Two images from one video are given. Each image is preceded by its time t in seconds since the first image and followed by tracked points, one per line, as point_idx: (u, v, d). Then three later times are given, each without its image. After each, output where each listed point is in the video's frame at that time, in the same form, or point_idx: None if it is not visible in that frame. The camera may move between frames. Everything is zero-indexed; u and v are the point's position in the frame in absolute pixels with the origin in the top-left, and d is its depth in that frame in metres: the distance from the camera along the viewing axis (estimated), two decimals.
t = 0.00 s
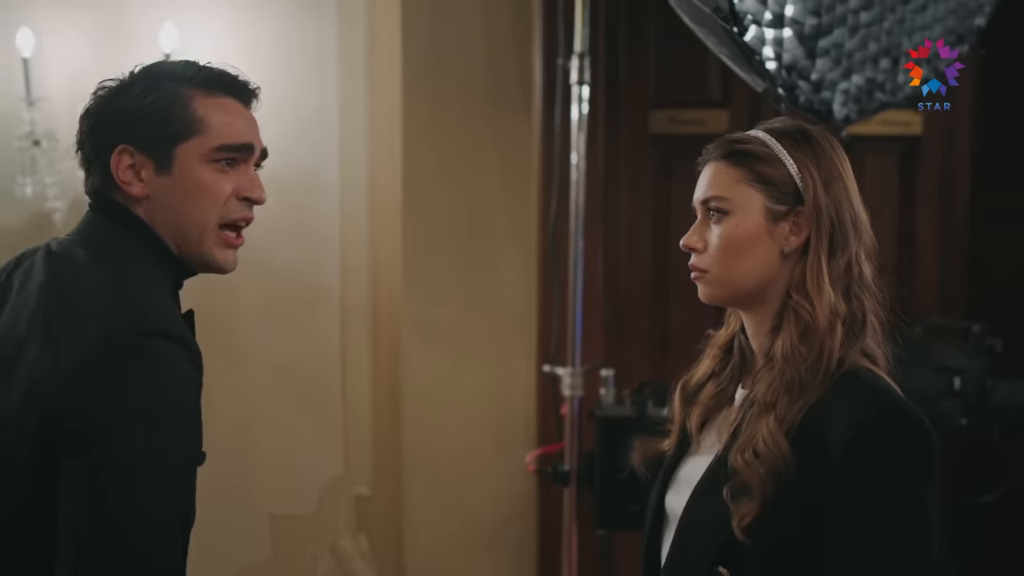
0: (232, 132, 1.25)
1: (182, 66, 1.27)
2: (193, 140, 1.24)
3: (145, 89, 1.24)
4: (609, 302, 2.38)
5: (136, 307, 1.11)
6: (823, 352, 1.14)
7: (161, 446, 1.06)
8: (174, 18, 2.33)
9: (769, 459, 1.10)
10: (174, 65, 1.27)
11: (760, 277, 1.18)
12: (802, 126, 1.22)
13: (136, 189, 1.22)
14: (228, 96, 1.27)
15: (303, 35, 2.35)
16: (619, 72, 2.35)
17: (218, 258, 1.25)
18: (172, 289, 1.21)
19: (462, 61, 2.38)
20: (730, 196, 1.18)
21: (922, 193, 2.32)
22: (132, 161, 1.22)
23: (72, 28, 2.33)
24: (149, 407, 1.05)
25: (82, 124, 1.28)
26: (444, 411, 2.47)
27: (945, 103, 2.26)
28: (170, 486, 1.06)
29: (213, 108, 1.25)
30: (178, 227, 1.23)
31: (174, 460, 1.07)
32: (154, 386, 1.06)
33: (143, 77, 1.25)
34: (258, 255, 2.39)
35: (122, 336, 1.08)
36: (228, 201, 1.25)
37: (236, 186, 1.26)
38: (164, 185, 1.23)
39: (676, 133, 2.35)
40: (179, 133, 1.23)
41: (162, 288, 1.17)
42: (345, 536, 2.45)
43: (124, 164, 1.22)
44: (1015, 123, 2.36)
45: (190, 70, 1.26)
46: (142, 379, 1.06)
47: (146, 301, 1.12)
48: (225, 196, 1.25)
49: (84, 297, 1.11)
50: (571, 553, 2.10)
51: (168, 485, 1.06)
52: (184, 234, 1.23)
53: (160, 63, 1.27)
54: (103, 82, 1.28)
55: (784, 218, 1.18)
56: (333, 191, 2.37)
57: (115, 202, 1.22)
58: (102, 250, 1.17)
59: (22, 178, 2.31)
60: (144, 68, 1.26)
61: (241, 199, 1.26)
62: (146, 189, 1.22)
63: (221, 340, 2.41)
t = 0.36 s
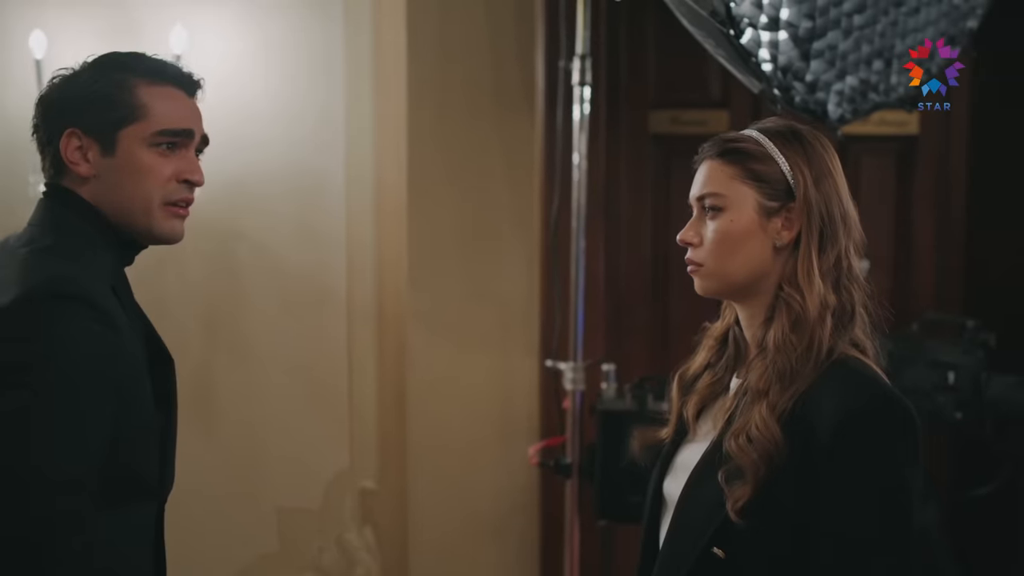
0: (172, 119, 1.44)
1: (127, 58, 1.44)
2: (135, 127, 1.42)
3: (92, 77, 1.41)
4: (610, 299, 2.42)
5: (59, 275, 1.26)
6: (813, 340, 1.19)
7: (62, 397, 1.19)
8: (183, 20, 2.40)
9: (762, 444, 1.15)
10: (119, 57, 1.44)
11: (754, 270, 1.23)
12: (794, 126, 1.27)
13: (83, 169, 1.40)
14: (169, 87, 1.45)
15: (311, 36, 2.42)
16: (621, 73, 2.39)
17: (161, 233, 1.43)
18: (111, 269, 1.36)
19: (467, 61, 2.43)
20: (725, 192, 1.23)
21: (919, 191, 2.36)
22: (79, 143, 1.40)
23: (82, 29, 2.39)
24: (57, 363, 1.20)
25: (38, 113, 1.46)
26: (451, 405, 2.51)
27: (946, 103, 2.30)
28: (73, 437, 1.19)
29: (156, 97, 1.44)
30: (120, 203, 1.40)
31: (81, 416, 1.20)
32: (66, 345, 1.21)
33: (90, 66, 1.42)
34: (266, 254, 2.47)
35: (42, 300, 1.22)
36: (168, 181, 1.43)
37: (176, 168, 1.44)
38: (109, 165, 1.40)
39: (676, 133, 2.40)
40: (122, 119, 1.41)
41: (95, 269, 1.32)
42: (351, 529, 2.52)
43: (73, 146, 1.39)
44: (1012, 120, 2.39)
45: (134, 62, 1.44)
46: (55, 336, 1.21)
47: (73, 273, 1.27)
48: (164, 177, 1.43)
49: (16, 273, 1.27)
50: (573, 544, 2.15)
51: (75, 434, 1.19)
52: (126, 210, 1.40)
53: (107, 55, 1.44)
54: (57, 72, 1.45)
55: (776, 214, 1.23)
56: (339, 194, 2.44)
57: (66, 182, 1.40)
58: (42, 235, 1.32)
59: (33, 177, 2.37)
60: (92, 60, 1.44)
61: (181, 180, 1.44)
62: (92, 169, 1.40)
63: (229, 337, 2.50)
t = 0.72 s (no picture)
0: (158, 116, 1.51)
1: (114, 60, 1.51)
2: (123, 125, 1.48)
3: (82, 79, 1.48)
4: (616, 297, 2.47)
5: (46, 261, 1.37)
6: (813, 331, 1.23)
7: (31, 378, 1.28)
8: (199, 23, 2.43)
9: (765, 432, 1.20)
10: (106, 59, 1.50)
11: (757, 264, 1.27)
12: (796, 126, 1.31)
13: (74, 167, 1.46)
14: (155, 86, 1.52)
15: (325, 42, 2.52)
16: (627, 75, 2.45)
17: (149, 224, 1.50)
18: (102, 258, 1.46)
19: (477, 63, 2.48)
20: (728, 189, 1.28)
21: (920, 191, 2.41)
22: (70, 142, 1.46)
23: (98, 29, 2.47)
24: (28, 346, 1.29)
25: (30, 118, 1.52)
26: (456, 399, 2.54)
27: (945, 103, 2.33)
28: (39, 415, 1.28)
29: (141, 96, 1.50)
30: (110, 198, 1.46)
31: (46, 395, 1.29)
32: (40, 329, 1.31)
33: (78, 68, 1.49)
34: (280, 255, 2.52)
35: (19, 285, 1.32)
36: (155, 176, 1.49)
37: (161, 163, 1.50)
38: (99, 162, 1.47)
39: (682, 133, 2.44)
40: (110, 118, 1.47)
41: (79, 259, 1.41)
42: (362, 523, 2.61)
43: (64, 144, 1.46)
44: (1010, 121, 2.44)
45: (121, 63, 1.50)
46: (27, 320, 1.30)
47: (53, 262, 1.36)
48: (152, 171, 1.49)
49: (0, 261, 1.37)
50: (581, 535, 2.20)
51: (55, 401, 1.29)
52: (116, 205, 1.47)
53: (95, 57, 1.50)
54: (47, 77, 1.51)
55: (778, 210, 1.27)
56: (351, 196, 2.54)
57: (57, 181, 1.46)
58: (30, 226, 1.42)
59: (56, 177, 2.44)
60: (81, 63, 1.50)
61: (167, 174, 1.51)
62: (83, 166, 1.46)
63: (246, 338, 2.51)
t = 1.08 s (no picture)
0: (188, 121, 1.57)
1: (147, 68, 1.58)
2: (156, 130, 1.55)
3: (117, 87, 1.55)
4: (630, 293, 2.53)
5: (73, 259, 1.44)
6: (822, 323, 1.29)
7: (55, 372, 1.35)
8: (222, 24, 2.55)
9: (777, 419, 1.25)
10: (139, 67, 1.58)
11: (768, 259, 1.33)
12: (805, 127, 1.37)
13: (109, 170, 1.54)
14: (185, 94, 1.59)
15: (343, 42, 2.54)
16: (640, 79, 2.50)
17: (179, 224, 1.57)
18: (131, 258, 1.53)
19: (493, 63, 2.53)
20: (741, 188, 1.33)
21: (928, 189, 2.45)
22: (106, 147, 1.54)
23: (125, 29, 2.56)
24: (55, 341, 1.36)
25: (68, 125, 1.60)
26: (477, 395, 2.62)
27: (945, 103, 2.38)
28: (62, 405, 1.34)
29: (173, 103, 1.57)
30: (143, 200, 1.54)
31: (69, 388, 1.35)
32: (67, 326, 1.37)
33: (115, 77, 1.56)
34: (301, 255, 2.60)
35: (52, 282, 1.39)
36: (185, 178, 1.56)
37: (191, 166, 1.57)
38: (132, 165, 1.54)
39: (693, 133, 2.49)
40: (142, 124, 1.55)
41: (107, 258, 1.49)
42: (380, 515, 2.63)
43: (100, 148, 1.54)
44: (1016, 121, 2.49)
45: (153, 71, 1.58)
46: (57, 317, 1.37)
47: (84, 261, 1.44)
48: (182, 174, 1.56)
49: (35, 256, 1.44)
50: (596, 525, 2.26)
51: (76, 393, 1.36)
52: (149, 206, 1.54)
53: (130, 66, 1.58)
54: (84, 85, 1.59)
55: (788, 208, 1.33)
56: (370, 197, 2.56)
57: (93, 184, 1.54)
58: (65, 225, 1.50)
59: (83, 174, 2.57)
60: (115, 71, 1.57)
61: (197, 177, 1.58)
62: (117, 169, 1.54)
63: (265, 333, 2.64)
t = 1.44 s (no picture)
0: (244, 131, 1.55)
1: (203, 80, 1.56)
2: (212, 140, 1.53)
3: (175, 99, 1.54)
4: (643, 289, 2.59)
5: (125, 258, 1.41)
6: (834, 312, 1.35)
7: (98, 364, 1.31)
8: (247, 29, 2.63)
9: (791, 403, 1.32)
10: (196, 80, 1.56)
11: (782, 253, 1.39)
12: (816, 127, 1.43)
13: (170, 178, 1.52)
14: (239, 104, 1.57)
15: (365, 47, 2.65)
16: (652, 79, 2.56)
17: (233, 230, 1.54)
18: (189, 261, 1.50)
19: (512, 65, 2.59)
20: (756, 185, 1.40)
21: (935, 189, 2.52)
22: (166, 156, 1.52)
23: (150, 30, 2.63)
24: (94, 353, 1.32)
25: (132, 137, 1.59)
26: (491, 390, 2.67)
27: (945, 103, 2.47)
28: (100, 397, 1.31)
29: (228, 113, 1.55)
30: (201, 207, 1.52)
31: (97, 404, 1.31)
32: (117, 322, 1.35)
33: (175, 88, 1.55)
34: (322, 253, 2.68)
35: (100, 287, 1.37)
36: (240, 185, 1.53)
37: (246, 172, 1.55)
38: (191, 174, 1.52)
39: (705, 133, 2.56)
40: (199, 134, 1.53)
41: (165, 262, 1.46)
42: (399, 506, 2.74)
43: (160, 158, 1.52)
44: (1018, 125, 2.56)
45: (210, 82, 1.56)
46: (102, 323, 1.34)
47: (141, 263, 1.41)
48: (238, 181, 1.53)
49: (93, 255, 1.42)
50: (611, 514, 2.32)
51: (116, 388, 1.32)
52: (206, 213, 1.52)
53: (190, 78, 1.56)
54: (145, 99, 1.58)
55: (801, 204, 1.39)
56: (389, 196, 2.67)
57: (156, 193, 1.53)
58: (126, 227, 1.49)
59: (109, 176, 2.65)
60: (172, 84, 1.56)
61: (252, 183, 1.55)
62: (177, 178, 1.52)
63: (288, 328, 2.70)
